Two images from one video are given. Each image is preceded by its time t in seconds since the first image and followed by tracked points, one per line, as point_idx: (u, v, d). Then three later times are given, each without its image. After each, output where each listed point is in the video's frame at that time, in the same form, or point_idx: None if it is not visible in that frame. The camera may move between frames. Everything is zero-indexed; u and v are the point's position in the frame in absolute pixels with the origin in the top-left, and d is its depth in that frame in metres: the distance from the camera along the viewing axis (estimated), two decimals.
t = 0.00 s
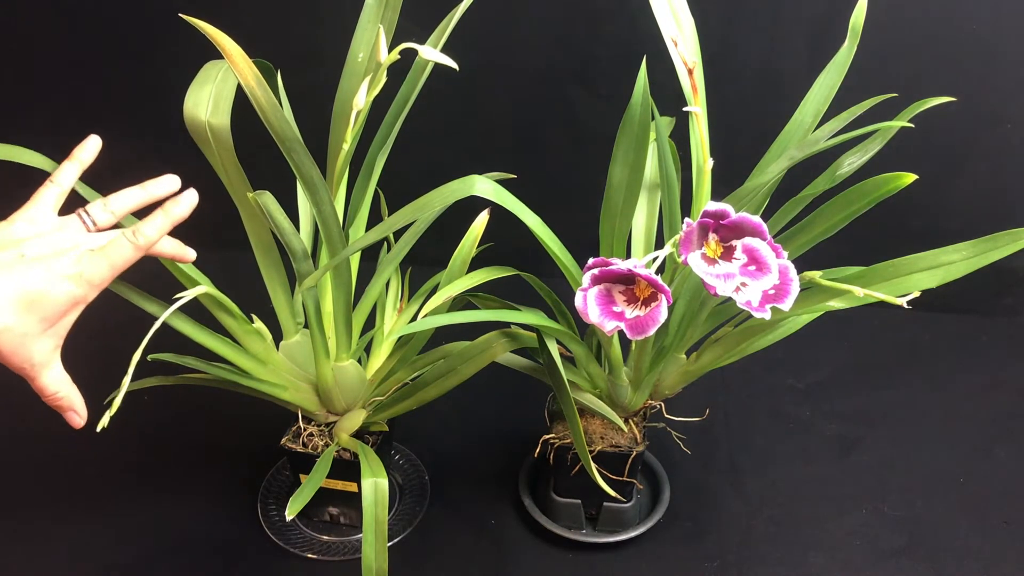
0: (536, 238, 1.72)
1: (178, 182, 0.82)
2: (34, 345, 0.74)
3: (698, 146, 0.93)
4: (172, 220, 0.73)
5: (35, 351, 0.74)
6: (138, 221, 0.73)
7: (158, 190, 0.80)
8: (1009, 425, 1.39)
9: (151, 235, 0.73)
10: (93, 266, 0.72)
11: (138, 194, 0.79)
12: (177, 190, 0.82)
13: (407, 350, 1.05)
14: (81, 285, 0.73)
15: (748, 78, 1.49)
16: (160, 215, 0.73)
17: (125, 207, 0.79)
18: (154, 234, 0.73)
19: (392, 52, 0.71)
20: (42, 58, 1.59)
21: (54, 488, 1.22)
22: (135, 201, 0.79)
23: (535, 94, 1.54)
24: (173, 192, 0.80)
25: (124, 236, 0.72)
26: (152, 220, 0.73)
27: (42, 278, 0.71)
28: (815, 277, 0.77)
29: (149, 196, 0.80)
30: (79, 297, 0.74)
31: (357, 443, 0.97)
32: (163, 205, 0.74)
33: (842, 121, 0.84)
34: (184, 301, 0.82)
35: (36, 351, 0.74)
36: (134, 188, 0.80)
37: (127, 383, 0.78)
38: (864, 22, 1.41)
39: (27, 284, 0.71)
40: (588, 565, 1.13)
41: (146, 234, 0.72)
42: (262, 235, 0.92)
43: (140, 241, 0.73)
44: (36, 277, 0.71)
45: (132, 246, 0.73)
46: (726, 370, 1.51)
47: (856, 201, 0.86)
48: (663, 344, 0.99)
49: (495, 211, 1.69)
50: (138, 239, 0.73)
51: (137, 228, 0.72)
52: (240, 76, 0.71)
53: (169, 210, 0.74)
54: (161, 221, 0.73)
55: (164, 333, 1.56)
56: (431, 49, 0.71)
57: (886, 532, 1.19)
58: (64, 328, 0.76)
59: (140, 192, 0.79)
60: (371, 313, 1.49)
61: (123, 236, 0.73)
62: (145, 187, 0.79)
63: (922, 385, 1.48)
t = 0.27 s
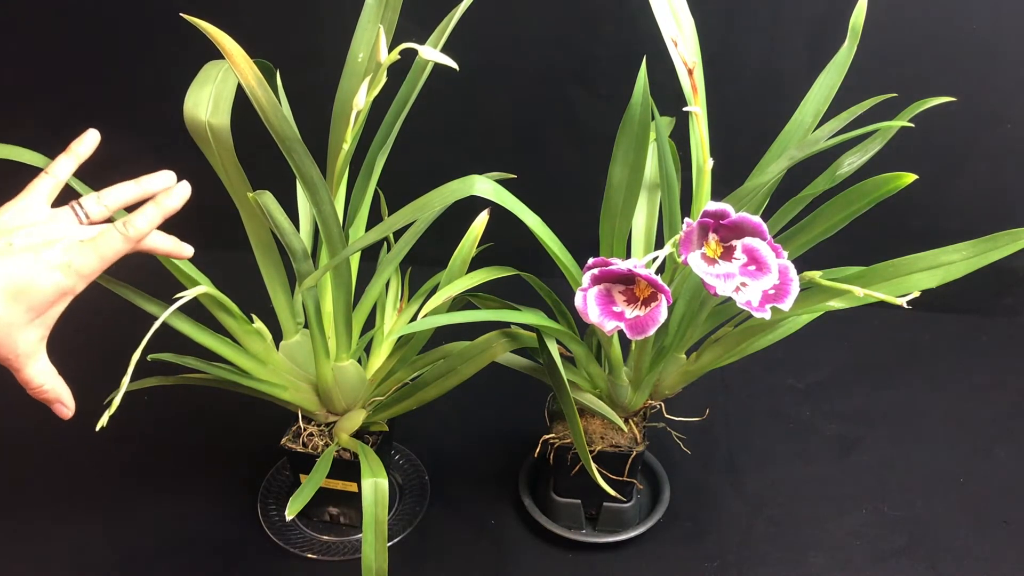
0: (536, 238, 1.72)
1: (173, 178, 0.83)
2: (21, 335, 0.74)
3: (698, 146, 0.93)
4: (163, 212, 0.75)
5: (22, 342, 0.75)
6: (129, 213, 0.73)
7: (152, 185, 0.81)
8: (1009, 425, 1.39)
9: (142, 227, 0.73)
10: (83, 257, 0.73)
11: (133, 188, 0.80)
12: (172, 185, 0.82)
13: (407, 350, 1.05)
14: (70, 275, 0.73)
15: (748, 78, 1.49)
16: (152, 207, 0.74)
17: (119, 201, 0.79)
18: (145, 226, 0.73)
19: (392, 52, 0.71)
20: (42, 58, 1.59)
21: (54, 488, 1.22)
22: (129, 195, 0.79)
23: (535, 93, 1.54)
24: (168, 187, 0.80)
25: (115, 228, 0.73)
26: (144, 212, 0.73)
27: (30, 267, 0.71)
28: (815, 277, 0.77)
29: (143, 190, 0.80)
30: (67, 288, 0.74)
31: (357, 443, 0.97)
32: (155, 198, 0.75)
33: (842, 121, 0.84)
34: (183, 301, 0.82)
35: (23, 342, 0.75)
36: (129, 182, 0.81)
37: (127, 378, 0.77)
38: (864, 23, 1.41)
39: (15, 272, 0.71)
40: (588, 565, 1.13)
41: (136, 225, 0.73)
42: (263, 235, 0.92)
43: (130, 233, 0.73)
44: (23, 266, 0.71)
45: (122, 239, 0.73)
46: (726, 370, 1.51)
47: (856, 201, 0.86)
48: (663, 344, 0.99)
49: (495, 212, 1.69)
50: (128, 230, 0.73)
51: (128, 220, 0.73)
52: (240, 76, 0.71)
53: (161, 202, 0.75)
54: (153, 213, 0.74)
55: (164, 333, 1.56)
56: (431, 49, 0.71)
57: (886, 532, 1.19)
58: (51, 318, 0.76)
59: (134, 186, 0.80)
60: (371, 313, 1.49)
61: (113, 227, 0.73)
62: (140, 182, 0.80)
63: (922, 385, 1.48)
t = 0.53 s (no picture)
0: (535, 238, 1.72)
1: (184, 187, 0.82)
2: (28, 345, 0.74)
3: (698, 146, 0.93)
4: (174, 225, 0.74)
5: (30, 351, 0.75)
6: (141, 225, 0.73)
7: (164, 195, 0.80)
8: (1009, 425, 1.39)
9: (153, 239, 0.73)
10: (92, 267, 0.73)
11: (144, 197, 0.79)
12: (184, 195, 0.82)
13: (407, 350, 1.05)
14: (79, 286, 0.73)
15: (748, 78, 1.49)
16: (163, 220, 0.73)
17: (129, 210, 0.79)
18: (156, 239, 0.73)
19: (392, 52, 0.71)
20: (42, 58, 1.59)
21: (54, 488, 1.22)
22: (140, 204, 0.79)
23: (535, 93, 1.54)
24: (179, 197, 0.80)
25: (126, 239, 0.72)
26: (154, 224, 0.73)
27: (39, 277, 0.71)
28: (815, 277, 0.77)
29: (154, 200, 0.79)
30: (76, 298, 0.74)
31: (357, 443, 0.97)
32: (167, 210, 0.74)
33: (842, 121, 0.84)
34: (184, 301, 0.82)
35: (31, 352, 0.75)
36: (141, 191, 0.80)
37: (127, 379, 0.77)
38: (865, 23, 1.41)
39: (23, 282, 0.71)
40: (588, 565, 1.13)
41: (146, 238, 0.72)
42: (262, 235, 0.92)
43: (141, 245, 0.72)
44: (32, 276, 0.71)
45: (132, 250, 0.73)
46: (726, 370, 1.51)
47: (856, 201, 0.86)
48: (663, 344, 0.99)
49: (495, 212, 1.69)
50: (138, 242, 0.73)
51: (139, 232, 0.72)
52: (240, 76, 0.71)
53: (173, 215, 0.74)
54: (164, 226, 0.73)
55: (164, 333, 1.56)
56: (431, 49, 0.71)
57: (885, 532, 1.19)
58: (59, 329, 0.76)
59: (145, 195, 0.79)
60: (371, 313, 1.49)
61: (124, 238, 0.73)
62: (151, 191, 0.79)
63: (922, 385, 1.48)
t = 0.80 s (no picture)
0: (536, 238, 1.72)
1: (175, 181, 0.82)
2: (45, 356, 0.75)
3: (698, 146, 0.93)
4: (175, 225, 0.73)
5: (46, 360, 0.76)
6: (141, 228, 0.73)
7: (155, 190, 0.80)
8: (1009, 425, 1.39)
9: (156, 240, 0.73)
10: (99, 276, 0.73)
11: (136, 195, 0.79)
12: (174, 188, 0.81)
13: (407, 350, 1.05)
14: (89, 296, 0.74)
15: (748, 78, 1.49)
16: (163, 221, 0.72)
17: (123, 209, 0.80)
18: (159, 240, 0.73)
19: (392, 52, 0.71)
20: (43, 59, 1.59)
21: (53, 489, 1.22)
22: (135, 203, 0.80)
23: (535, 93, 1.54)
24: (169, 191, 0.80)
25: (128, 244, 0.72)
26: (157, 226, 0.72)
27: (50, 292, 0.72)
28: (815, 277, 0.77)
29: (146, 197, 0.80)
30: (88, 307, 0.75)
31: (357, 444, 0.97)
32: (165, 211, 0.73)
33: (842, 121, 0.84)
34: (184, 302, 0.82)
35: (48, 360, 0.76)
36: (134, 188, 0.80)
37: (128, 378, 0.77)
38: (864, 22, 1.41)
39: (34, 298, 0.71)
40: (588, 565, 1.13)
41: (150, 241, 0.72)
42: (262, 235, 0.92)
43: (145, 248, 0.72)
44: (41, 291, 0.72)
45: (136, 253, 0.73)
46: (726, 370, 1.51)
47: (856, 201, 0.86)
48: (663, 344, 0.99)
49: (495, 211, 1.69)
50: (143, 246, 0.73)
51: (141, 235, 0.72)
52: (240, 76, 0.71)
53: (172, 215, 0.73)
54: (165, 226, 0.73)
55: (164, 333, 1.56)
56: (431, 49, 0.71)
57: (886, 532, 1.19)
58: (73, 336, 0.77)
59: (138, 193, 0.79)
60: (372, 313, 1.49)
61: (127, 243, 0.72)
62: (142, 188, 0.80)
63: (922, 385, 1.48)
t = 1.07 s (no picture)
0: (536, 238, 1.72)
1: (179, 175, 0.82)
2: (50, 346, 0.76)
3: (698, 146, 0.93)
4: (183, 216, 0.75)
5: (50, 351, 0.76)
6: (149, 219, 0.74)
7: (160, 184, 0.80)
8: (1009, 425, 1.39)
9: (163, 232, 0.74)
10: (107, 267, 0.74)
11: (142, 189, 0.79)
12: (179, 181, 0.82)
13: (407, 350, 1.05)
14: (96, 287, 0.74)
15: (748, 78, 1.49)
16: (171, 212, 0.74)
17: (129, 204, 0.79)
18: (167, 232, 0.74)
19: (392, 52, 0.71)
20: (43, 59, 1.59)
21: (53, 489, 1.22)
22: (139, 197, 0.79)
23: (535, 93, 1.54)
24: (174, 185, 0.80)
25: (136, 235, 0.74)
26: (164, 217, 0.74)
27: (57, 283, 0.72)
28: (815, 277, 0.77)
29: (151, 190, 0.80)
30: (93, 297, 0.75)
31: (357, 444, 0.97)
32: (172, 202, 0.74)
33: (842, 121, 0.84)
34: (184, 302, 0.82)
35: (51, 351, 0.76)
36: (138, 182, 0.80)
37: (127, 378, 0.77)
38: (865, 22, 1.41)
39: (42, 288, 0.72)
40: (588, 565, 1.13)
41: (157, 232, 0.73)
42: (263, 235, 0.92)
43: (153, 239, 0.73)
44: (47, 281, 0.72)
45: (144, 244, 0.74)
46: (726, 369, 1.51)
47: (855, 201, 0.86)
48: (663, 344, 0.99)
49: (495, 211, 1.69)
50: (150, 237, 0.74)
51: (149, 227, 0.73)
52: (240, 76, 0.71)
53: (179, 207, 0.74)
54: (173, 218, 0.74)
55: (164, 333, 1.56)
56: (431, 49, 0.71)
57: (886, 532, 1.19)
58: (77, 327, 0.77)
59: (143, 188, 0.79)
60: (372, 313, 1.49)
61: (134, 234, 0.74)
62: (147, 183, 0.80)
63: (922, 385, 1.48)
